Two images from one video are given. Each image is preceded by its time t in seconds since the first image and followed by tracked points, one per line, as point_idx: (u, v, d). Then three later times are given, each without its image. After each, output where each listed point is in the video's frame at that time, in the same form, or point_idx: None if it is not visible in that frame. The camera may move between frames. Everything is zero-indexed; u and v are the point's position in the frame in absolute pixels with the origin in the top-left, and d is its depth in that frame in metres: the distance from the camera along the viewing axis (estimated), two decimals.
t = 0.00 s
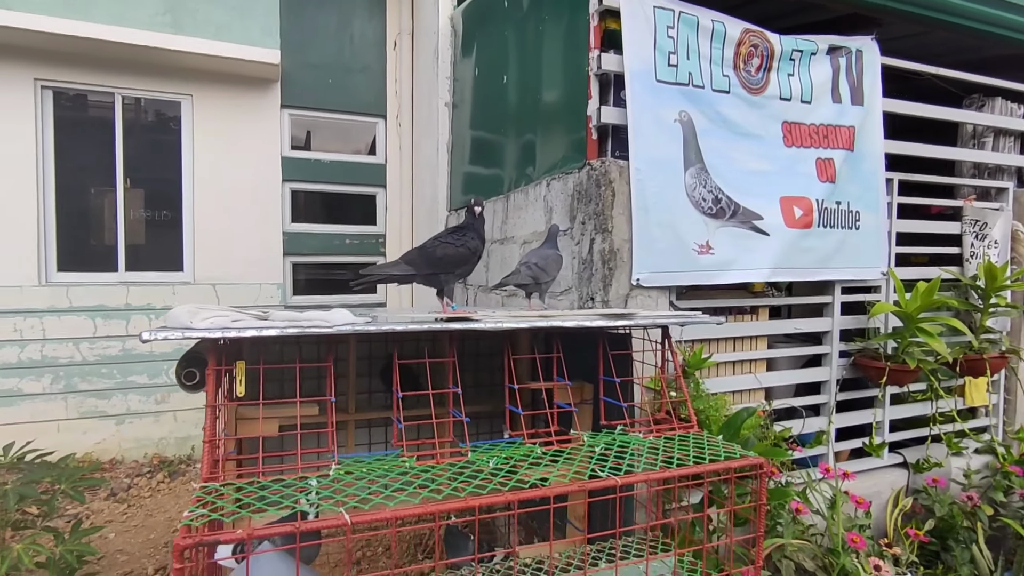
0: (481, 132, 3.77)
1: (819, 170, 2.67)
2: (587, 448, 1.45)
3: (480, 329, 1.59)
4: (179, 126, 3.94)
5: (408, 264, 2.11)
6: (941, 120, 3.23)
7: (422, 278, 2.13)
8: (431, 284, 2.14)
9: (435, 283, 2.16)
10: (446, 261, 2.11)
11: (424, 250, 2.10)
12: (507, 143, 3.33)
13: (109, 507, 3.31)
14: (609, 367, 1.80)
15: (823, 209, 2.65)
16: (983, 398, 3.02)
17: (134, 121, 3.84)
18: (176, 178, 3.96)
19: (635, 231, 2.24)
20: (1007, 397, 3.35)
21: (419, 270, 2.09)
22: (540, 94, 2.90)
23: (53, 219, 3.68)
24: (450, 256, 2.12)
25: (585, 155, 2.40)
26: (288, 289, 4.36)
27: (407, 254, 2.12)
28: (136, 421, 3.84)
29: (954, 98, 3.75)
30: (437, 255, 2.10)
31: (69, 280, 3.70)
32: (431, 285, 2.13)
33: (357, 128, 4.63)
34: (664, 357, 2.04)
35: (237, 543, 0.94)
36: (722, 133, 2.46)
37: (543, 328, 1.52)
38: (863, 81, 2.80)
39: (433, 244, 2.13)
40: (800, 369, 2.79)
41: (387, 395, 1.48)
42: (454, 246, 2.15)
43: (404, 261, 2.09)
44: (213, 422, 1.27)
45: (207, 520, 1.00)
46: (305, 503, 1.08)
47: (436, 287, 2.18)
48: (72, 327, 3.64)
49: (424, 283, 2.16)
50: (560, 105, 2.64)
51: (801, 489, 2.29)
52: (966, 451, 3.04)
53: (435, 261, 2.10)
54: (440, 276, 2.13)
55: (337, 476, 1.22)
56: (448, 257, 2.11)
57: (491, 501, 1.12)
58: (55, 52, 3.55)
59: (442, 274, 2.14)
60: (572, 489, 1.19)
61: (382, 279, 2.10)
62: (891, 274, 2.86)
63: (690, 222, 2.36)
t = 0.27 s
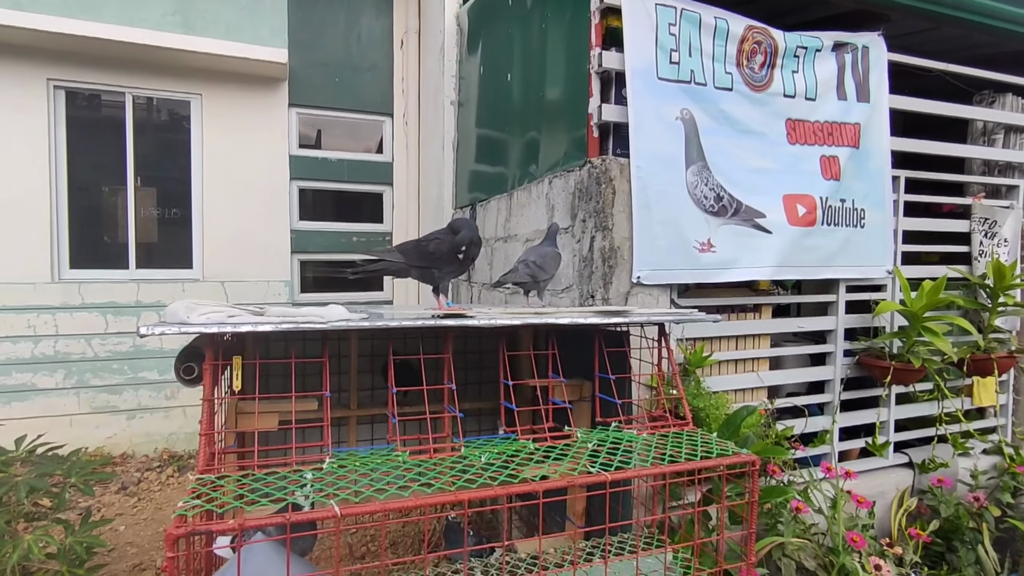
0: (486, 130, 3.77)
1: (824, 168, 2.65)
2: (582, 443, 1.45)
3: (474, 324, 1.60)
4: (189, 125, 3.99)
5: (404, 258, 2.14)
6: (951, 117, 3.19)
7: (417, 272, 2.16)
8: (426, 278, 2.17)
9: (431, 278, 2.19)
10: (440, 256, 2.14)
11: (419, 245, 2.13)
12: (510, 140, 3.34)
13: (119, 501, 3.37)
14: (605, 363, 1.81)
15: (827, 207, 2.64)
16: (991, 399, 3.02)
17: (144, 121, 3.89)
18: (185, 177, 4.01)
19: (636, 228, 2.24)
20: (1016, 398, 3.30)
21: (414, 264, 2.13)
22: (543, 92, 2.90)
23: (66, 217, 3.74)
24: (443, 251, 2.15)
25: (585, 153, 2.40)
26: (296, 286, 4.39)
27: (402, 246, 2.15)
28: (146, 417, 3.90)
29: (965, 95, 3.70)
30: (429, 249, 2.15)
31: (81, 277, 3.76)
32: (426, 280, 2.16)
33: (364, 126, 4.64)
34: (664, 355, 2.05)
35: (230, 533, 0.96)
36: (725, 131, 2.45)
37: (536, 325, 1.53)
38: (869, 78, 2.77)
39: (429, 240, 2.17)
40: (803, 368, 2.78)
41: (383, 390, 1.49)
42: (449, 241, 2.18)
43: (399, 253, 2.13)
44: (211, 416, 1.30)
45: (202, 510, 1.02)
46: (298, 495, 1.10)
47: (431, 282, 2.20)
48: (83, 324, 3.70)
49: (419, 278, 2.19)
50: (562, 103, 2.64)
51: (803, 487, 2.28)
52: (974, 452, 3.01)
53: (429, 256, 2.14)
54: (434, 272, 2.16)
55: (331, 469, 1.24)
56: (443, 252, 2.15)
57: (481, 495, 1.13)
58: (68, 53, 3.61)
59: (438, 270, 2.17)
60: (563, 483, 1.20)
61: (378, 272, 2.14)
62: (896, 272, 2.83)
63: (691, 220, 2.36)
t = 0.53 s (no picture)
0: (487, 131, 3.80)
1: (820, 169, 2.68)
2: (577, 440, 1.48)
3: (471, 325, 1.64)
4: (192, 127, 4.03)
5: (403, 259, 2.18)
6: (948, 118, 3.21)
7: (416, 273, 2.19)
8: (425, 279, 2.20)
9: (430, 278, 2.21)
10: (440, 255, 2.18)
11: (419, 245, 2.17)
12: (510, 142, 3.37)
13: (124, 498, 3.41)
14: (600, 363, 1.84)
15: (823, 208, 2.66)
16: (989, 398, 3.00)
17: (149, 123, 3.93)
18: (189, 178, 4.05)
19: (633, 230, 2.28)
20: (1013, 397, 3.32)
21: (414, 264, 2.16)
22: (542, 93, 2.93)
23: (71, 218, 3.78)
24: (443, 252, 2.19)
25: (584, 155, 2.44)
26: (298, 286, 4.43)
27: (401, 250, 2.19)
28: (151, 416, 3.95)
29: (962, 95, 3.73)
30: (430, 251, 2.18)
31: (86, 278, 3.81)
32: (425, 280, 2.19)
33: (366, 128, 4.68)
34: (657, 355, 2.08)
35: (237, 525, 1.00)
36: (722, 133, 2.49)
37: (533, 325, 1.56)
38: (865, 80, 2.80)
39: (429, 240, 2.20)
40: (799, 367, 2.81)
41: (384, 389, 1.53)
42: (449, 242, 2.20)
43: (398, 254, 2.17)
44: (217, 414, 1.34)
45: (209, 505, 1.06)
46: (300, 491, 1.14)
47: (431, 283, 2.23)
48: (89, 324, 3.75)
49: (418, 280, 2.22)
50: (561, 105, 2.68)
51: (800, 486, 2.31)
52: (972, 451, 3.05)
53: (430, 256, 2.17)
54: (433, 272, 2.19)
55: (334, 465, 1.28)
56: (441, 253, 2.19)
57: (477, 490, 1.17)
58: (73, 55, 3.65)
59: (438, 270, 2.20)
60: (558, 479, 1.23)
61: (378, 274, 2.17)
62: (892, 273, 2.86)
63: (688, 221, 2.39)
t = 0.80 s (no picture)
0: (490, 130, 3.83)
1: (820, 168, 2.70)
2: (579, 435, 1.52)
3: (475, 323, 1.68)
4: (199, 128, 4.08)
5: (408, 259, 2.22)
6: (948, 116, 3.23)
7: (421, 273, 2.22)
8: (430, 278, 2.23)
9: (434, 278, 2.24)
10: (445, 253, 2.23)
11: (424, 244, 2.22)
12: (513, 142, 3.41)
13: (134, 495, 3.48)
14: (601, 360, 1.88)
15: (823, 206, 2.69)
16: (988, 394, 3.10)
17: (157, 124, 3.99)
18: (196, 179, 4.10)
19: (635, 229, 2.31)
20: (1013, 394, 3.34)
21: (420, 263, 2.20)
22: (545, 92, 2.95)
23: (81, 219, 3.84)
24: (446, 252, 2.24)
25: (585, 155, 2.47)
26: (304, 285, 4.48)
27: (406, 250, 2.23)
28: (160, 413, 4.01)
29: (963, 93, 3.74)
30: (434, 250, 2.22)
31: (96, 277, 3.86)
32: (430, 280, 2.23)
33: (370, 128, 4.73)
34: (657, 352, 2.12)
35: (253, 514, 1.04)
36: (723, 134, 2.52)
37: (535, 322, 1.60)
38: (865, 79, 2.82)
39: (434, 240, 2.24)
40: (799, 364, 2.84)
41: (390, 385, 1.58)
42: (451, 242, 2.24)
43: (402, 255, 2.22)
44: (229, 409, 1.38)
45: (224, 496, 1.10)
46: (310, 483, 1.19)
47: (434, 282, 2.25)
48: (99, 323, 3.81)
49: (422, 280, 2.26)
50: (564, 105, 2.71)
51: (800, 480, 2.34)
52: (972, 446, 3.07)
53: (435, 255, 2.22)
54: (438, 270, 2.22)
55: (343, 457, 1.32)
56: (446, 253, 2.24)
57: (480, 482, 1.21)
58: (81, 58, 3.70)
59: (443, 269, 2.24)
60: (559, 472, 1.27)
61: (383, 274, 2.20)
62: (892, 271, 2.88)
63: (689, 220, 2.42)
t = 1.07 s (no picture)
0: (491, 131, 3.87)
1: (817, 168, 2.73)
2: (575, 432, 1.56)
3: (474, 324, 1.72)
4: (205, 129, 4.13)
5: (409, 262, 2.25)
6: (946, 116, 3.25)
7: (422, 275, 2.25)
8: (431, 280, 2.26)
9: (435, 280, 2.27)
10: (446, 257, 2.26)
11: (426, 247, 2.25)
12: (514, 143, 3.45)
13: (142, 492, 3.54)
14: (598, 360, 1.92)
15: (820, 207, 2.72)
16: (985, 391, 3.09)
17: (163, 127, 4.04)
18: (202, 180, 4.16)
19: (633, 230, 2.35)
20: (1011, 392, 3.36)
21: (421, 266, 2.24)
22: (545, 94, 2.99)
23: (89, 220, 3.90)
24: (446, 254, 2.27)
25: (584, 158, 2.51)
26: (309, 285, 4.54)
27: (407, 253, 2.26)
28: (167, 412, 4.07)
29: (962, 93, 3.76)
30: (434, 253, 2.26)
31: (104, 278, 3.92)
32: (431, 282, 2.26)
33: (373, 129, 4.77)
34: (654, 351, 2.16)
35: (260, 509, 1.09)
36: (720, 135, 2.55)
37: (533, 324, 1.64)
38: (862, 80, 2.85)
39: (435, 244, 2.29)
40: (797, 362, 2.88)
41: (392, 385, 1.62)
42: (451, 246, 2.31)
43: (404, 258, 2.24)
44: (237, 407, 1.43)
45: (233, 491, 1.15)
46: (315, 479, 1.23)
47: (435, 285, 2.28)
48: (107, 323, 3.87)
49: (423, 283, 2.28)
50: (564, 107, 2.74)
51: (796, 477, 2.37)
52: (969, 443, 3.10)
53: (437, 258, 2.25)
54: (439, 273, 2.26)
55: (347, 455, 1.37)
56: (447, 256, 2.27)
57: (477, 478, 1.25)
58: (88, 62, 3.76)
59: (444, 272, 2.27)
60: (553, 468, 1.31)
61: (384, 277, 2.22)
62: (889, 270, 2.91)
63: (686, 221, 2.46)
